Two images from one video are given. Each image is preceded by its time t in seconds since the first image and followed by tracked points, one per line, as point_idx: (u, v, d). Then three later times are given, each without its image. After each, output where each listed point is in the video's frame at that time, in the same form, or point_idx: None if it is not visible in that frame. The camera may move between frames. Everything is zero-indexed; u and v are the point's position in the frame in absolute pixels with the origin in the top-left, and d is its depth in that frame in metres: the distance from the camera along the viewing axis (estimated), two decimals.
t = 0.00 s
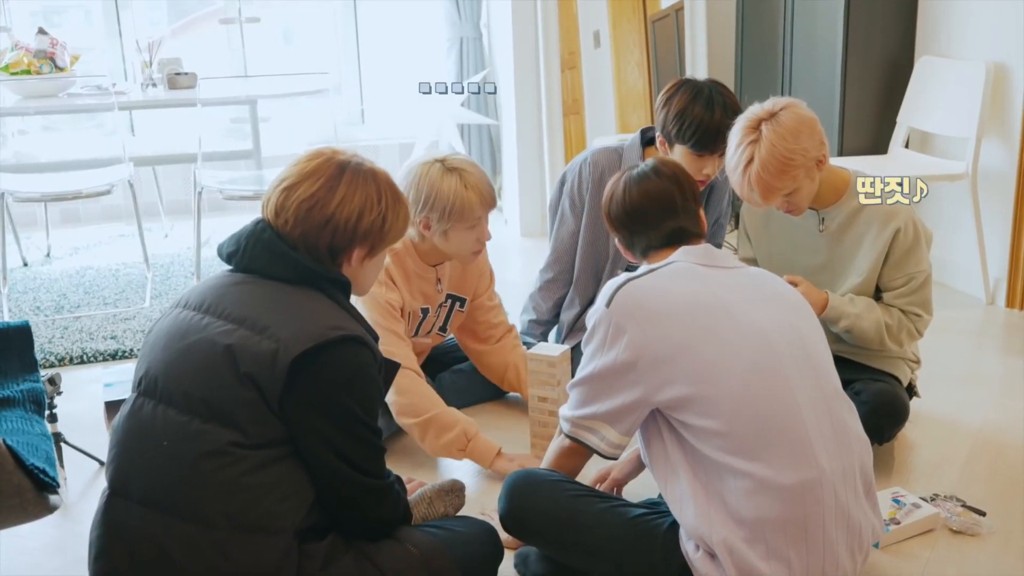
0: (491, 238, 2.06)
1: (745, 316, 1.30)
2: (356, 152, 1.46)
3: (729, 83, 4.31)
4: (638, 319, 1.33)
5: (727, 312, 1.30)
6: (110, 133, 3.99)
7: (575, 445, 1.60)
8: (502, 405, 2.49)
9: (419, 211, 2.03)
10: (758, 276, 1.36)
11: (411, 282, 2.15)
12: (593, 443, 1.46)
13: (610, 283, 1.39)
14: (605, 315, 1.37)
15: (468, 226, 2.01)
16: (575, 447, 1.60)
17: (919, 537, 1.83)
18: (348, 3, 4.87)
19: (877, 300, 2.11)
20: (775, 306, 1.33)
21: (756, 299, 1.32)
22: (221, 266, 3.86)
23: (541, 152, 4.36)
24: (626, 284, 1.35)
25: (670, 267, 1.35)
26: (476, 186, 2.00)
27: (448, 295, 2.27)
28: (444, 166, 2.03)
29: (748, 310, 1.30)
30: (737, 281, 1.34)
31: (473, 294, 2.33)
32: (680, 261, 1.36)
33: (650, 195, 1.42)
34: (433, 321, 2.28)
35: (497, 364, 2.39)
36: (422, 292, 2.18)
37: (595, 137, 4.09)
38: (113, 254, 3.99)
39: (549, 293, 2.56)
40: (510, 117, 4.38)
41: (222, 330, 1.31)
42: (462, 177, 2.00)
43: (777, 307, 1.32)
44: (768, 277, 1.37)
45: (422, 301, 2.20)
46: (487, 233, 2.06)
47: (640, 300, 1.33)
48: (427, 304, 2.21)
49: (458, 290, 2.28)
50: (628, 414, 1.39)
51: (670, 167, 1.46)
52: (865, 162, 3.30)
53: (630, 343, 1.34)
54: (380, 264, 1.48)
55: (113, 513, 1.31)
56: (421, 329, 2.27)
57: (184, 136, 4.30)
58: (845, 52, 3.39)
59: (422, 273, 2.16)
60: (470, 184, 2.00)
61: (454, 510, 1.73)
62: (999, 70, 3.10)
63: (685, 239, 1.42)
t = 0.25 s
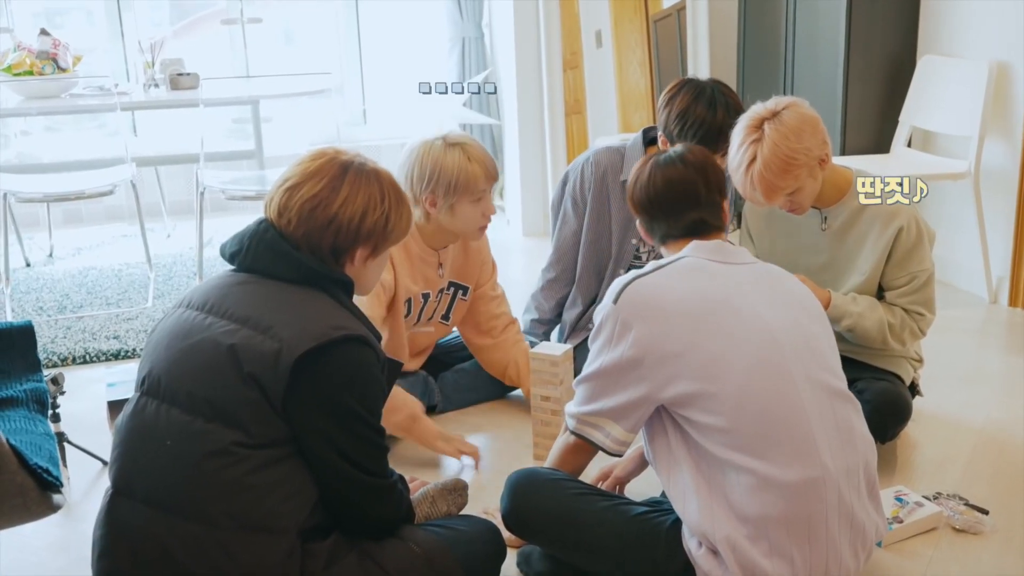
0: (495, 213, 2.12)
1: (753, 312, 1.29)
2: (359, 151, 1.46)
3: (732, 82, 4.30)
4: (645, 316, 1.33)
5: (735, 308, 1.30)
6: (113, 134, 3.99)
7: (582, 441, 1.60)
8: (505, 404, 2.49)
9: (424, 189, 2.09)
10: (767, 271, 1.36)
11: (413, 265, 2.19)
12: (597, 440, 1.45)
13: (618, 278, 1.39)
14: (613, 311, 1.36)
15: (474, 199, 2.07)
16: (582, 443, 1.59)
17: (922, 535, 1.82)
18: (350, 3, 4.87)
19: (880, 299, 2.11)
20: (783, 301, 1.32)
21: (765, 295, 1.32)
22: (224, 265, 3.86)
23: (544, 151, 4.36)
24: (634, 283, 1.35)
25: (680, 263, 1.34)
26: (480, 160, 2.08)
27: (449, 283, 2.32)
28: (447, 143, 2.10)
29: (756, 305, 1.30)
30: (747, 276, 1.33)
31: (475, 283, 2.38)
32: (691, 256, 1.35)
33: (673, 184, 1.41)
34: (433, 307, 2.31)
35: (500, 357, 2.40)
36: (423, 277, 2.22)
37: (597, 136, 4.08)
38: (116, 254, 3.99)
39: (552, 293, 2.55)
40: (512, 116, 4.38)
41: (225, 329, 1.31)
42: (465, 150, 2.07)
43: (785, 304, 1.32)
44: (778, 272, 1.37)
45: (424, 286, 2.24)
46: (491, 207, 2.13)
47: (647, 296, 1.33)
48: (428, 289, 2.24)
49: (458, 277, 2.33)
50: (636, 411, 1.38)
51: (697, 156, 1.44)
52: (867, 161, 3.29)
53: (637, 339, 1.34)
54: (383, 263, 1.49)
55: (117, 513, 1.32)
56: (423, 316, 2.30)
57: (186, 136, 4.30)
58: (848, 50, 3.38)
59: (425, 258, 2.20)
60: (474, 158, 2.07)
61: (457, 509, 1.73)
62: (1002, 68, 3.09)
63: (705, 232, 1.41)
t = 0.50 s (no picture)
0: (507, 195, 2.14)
1: (766, 304, 1.29)
2: (360, 149, 1.46)
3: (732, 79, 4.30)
4: (659, 304, 1.32)
5: (750, 299, 1.29)
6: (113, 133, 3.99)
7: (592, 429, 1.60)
8: (506, 402, 2.49)
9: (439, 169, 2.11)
10: (786, 263, 1.35)
11: (422, 248, 2.21)
12: (609, 428, 1.46)
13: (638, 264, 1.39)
14: (629, 298, 1.36)
15: (487, 177, 2.10)
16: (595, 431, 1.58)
17: (923, 532, 1.83)
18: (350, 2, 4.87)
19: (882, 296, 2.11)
20: (799, 294, 1.31)
21: (782, 286, 1.31)
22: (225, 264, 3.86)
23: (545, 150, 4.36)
24: (649, 271, 1.35)
25: (699, 251, 1.33)
26: (495, 139, 2.11)
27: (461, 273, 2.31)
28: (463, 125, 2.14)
29: (771, 296, 1.29)
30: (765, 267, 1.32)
31: (491, 273, 2.37)
32: (710, 244, 1.34)
33: (711, 168, 1.37)
34: (444, 295, 2.31)
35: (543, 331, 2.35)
36: (432, 262, 2.23)
37: (598, 134, 4.08)
38: (117, 253, 3.99)
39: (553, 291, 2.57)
40: (513, 114, 4.38)
41: (226, 327, 1.31)
42: (480, 129, 2.11)
43: (800, 296, 1.31)
44: (798, 265, 1.36)
45: (431, 272, 2.25)
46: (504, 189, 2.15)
47: (661, 284, 1.33)
48: (435, 274, 2.25)
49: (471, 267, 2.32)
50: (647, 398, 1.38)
51: (737, 141, 1.40)
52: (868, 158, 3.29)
53: (652, 326, 1.33)
54: (384, 262, 1.49)
55: (119, 511, 1.32)
56: (429, 302, 2.30)
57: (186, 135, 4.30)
58: (849, 47, 3.38)
59: (435, 241, 2.22)
60: (489, 137, 2.11)
61: (459, 506, 1.73)
62: (1002, 64, 3.10)
63: (736, 219, 1.38)
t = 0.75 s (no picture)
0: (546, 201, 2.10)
1: (779, 293, 1.31)
2: (360, 148, 1.46)
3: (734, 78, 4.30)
4: (676, 290, 1.35)
5: (765, 286, 1.31)
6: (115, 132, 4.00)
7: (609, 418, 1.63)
8: (508, 400, 2.50)
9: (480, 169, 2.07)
10: (801, 255, 1.37)
11: (457, 249, 2.17)
12: (626, 415, 1.48)
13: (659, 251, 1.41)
14: (647, 282, 1.38)
15: (529, 181, 2.06)
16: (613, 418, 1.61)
17: (925, 530, 1.83)
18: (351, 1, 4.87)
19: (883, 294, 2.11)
20: (812, 286, 1.33)
21: (798, 278, 1.33)
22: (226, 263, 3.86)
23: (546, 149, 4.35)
24: (668, 258, 1.37)
25: (719, 240, 1.35)
26: (539, 144, 2.08)
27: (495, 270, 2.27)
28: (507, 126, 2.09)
29: (784, 287, 1.31)
30: (780, 260, 1.34)
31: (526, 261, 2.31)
32: (731, 235, 1.36)
33: (745, 157, 1.38)
34: (478, 294, 2.27)
35: (601, 295, 2.26)
36: (467, 263, 2.19)
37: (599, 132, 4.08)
38: (119, 252, 4.00)
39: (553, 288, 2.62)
40: (514, 113, 4.38)
41: (228, 326, 1.31)
42: (525, 133, 2.07)
43: (814, 288, 1.33)
44: (812, 258, 1.38)
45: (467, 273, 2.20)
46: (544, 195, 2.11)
47: (678, 271, 1.35)
48: (471, 277, 2.21)
49: (503, 263, 2.27)
50: (661, 383, 1.41)
51: (773, 135, 1.42)
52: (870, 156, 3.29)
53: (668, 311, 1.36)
54: (384, 260, 1.49)
55: (122, 510, 1.32)
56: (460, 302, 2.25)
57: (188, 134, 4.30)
58: (850, 46, 3.38)
59: (471, 242, 2.18)
60: (534, 140, 2.07)
61: (461, 505, 1.73)
62: (1004, 62, 3.09)
63: (762, 211, 1.40)
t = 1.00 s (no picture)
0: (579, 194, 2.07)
1: (787, 285, 1.31)
2: (361, 146, 1.46)
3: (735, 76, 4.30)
4: (686, 281, 1.36)
5: (774, 279, 1.31)
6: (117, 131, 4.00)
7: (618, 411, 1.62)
8: (510, 398, 2.50)
9: (513, 161, 2.04)
10: (812, 252, 1.37)
11: (487, 244, 2.14)
12: (634, 408, 1.49)
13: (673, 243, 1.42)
14: (658, 275, 1.39)
15: (562, 174, 2.03)
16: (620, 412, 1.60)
17: (927, 528, 1.83)
18: None
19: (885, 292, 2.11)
20: (822, 280, 1.34)
21: (807, 272, 1.33)
22: (228, 261, 3.87)
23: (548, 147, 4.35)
24: (680, 249, 1.38)
25: (731, 234, 1.36)
26: (575, 136, 2.03)
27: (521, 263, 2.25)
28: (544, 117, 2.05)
29: (793, 280, 1.32)
30: (789, 253, 1.34)
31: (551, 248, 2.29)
32: (743, 230, 1.36)
33: (765, 155, 1.39)
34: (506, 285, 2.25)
35: (626, 274, 2.24)
36: (497, 257, 2.16)
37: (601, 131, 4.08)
38: (121, 250, 4.00)
39: (552, 283, 2.61)
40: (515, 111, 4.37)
41: (230, 324, 1.31)
42: (562, 125, 2.03)
43: (823, 282, 1.34)
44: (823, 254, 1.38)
45: (497, 268, 2.18)
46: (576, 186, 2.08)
47: (688, 261, 1.36)
48: (501, 271, 2.19)
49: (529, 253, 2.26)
50: (669, 374, 1.41)
51: (795, 136, 1.43)
52: (871, 154, 3.29)
53: (679, 301, 1.36)
54: (385, 258, 1.49)
55: (124, 508, 1.32)
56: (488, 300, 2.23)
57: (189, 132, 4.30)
58: (851, 44, 3.38)
59: (500, 236, 2.15)
60: (569, 133, 2.02)
61: (462, 503, 1.73)
62: (1006, 61, 3.09)
63: (776, 209, 1.40)
